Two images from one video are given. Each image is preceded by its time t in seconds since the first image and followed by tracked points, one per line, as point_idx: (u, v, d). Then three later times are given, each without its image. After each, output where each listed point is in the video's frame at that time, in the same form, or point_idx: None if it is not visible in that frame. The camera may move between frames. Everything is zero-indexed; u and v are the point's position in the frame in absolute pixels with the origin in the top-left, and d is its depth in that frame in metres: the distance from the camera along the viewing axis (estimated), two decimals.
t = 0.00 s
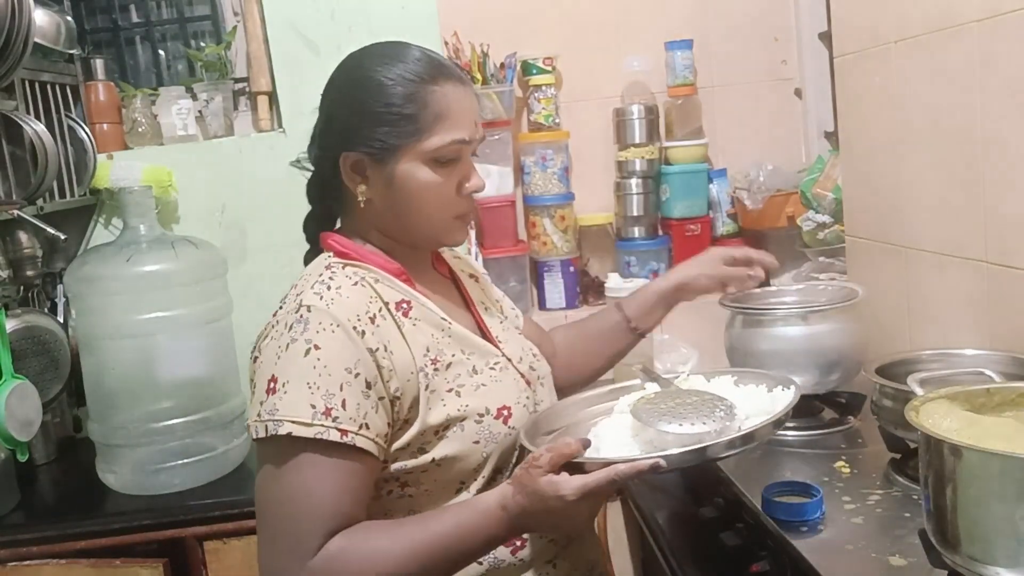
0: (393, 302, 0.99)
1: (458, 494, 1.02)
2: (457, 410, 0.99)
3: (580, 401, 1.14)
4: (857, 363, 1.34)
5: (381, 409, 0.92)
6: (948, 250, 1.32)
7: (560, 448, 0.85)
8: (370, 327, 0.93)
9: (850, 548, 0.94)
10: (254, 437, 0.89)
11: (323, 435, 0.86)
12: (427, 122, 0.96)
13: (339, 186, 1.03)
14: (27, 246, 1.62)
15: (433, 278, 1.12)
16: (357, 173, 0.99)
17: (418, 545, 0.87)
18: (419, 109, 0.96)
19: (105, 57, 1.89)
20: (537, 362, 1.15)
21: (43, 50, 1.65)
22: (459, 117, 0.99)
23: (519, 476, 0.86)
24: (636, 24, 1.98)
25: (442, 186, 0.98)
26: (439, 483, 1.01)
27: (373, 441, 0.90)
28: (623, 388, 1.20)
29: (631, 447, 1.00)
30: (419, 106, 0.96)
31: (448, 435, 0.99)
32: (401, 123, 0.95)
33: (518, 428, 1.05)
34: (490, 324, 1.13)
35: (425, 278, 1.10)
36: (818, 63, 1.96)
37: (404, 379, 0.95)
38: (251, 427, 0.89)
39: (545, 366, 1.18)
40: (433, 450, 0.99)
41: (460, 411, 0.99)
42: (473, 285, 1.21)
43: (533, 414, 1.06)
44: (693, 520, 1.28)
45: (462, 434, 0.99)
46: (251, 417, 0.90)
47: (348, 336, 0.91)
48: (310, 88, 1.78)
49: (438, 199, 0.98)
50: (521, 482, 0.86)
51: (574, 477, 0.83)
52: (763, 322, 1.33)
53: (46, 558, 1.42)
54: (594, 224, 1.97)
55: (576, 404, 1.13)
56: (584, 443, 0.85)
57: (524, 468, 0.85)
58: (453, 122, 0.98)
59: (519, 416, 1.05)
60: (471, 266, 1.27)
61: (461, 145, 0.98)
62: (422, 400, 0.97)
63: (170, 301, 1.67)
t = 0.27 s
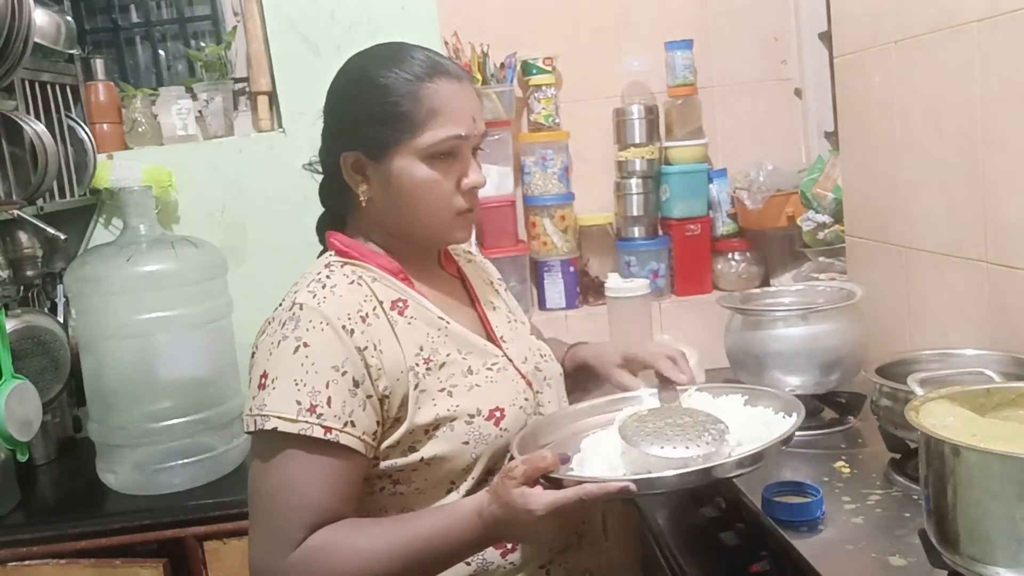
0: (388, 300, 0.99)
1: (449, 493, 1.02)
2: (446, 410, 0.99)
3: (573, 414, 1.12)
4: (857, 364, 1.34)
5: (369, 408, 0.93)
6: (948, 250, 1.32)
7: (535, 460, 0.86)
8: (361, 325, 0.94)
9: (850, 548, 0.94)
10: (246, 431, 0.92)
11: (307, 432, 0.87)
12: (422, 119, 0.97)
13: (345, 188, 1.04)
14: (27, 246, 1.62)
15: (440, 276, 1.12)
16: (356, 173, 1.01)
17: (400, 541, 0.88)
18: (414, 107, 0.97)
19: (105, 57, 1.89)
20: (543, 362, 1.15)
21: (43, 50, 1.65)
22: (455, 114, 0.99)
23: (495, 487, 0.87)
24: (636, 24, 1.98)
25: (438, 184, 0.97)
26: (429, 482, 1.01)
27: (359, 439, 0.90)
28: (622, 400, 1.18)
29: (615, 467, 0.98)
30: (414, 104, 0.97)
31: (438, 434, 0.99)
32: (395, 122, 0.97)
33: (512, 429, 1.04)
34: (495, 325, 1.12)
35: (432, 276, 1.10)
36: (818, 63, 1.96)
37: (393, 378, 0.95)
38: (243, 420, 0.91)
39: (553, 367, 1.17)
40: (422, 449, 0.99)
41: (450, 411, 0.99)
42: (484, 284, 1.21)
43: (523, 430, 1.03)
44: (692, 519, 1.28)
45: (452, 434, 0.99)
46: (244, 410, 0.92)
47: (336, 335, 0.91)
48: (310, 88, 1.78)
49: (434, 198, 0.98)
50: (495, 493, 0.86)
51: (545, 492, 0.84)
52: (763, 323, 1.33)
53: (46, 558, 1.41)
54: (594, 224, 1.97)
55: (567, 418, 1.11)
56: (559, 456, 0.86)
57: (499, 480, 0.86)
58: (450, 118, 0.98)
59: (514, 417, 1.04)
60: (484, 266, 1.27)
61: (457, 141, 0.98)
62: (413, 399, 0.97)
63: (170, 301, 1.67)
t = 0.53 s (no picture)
0: (379, 303, 0.99)
1: (440, 496, 1.01)
2: (435, 412, 0.98)
3: (570, 429, 1.09)
4: (858, 364, 1.34)
5: (356, 411, 0.93)
6: (948, 250, 1.32)
7: (509, 484, 0.84)
8: (348, 328, 0.94)
9: (850, 548, 0.94)
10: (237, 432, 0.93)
11: (291, 435, 0.88)
12: (398, 123, 0.96)
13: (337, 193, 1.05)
14: (27, 246, 1.62)
15: (438, 276, 1.12)
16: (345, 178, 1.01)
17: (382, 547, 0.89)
18: (390, 111, 0.96)
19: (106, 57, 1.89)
20: (544, 361, 1.14)
21: (43, 50, 1.65)
22: (433, 116, 0.97)
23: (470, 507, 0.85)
24: (636, 24, 1.98)
25: (419, 189, 0.97)
26: (421, 483, 1.00)
27: (344, 442, 0.91)
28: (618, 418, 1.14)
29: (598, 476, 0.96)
30: (390, 108, 0.96)
31: (427, 436, 0.99)
32: (373, 127, 0.96)
33: (504, 431, 1.02)
34: (494, 325, 1.12)
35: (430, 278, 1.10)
36: (818, 63, 1.96)
37: (381, 381, 0.95)
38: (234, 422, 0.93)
39: (555, 366, 1.16)
40: (413, 451, 0.99)
41: (439, 413, 0.98)
42: (488, 283, 1.21)
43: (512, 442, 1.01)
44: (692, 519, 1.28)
45: (441, 436, 0.99)
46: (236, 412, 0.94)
47: (322, 338, 0.92)
48: (310, 88, 1.78)
49: (415, 202, 0.97)
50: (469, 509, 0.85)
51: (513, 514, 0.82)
52: (762, 323, 1.33)
53: (46, 558, 1.41)
54: (594, 224, 1.96)
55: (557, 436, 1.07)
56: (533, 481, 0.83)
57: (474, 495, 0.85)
58: (428, 121, 0.97)
59: (507, 417, 1.02)
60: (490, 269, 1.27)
61: (436, 145, 0.97)
62: (402, 401, 0.97)
63: (170, 301, 1.67)
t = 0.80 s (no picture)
0: (377, 304, 0.99)
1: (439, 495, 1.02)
2: (432, 413, 0.98)
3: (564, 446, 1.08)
4: (858, 363, 1.34)
5: (351, 413, 0.94)
6: (948, 250, 1.32)
7: (485, 505, 0.84)
8: (344, 330, 0.95)
9: (850, 548, 0.94)
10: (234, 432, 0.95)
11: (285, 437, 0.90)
12: (396, 124, 0.97)
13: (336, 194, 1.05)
14: (27, 246, 1.62)
15: (438, 276, 1.12)
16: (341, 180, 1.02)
17: (371, 552, 0.90)
18: (387, 112, 0.96)
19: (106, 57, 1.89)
20: (543, 363, 1.14)
21: (43, 50, 1.65)
22: (430, 116, 0.98)
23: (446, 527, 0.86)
24: (636, 24, 1.98)
25: (418, 188, 0.97)
26: (419, 484, 1.01)
27: (338, 445, 0.92)
28: (602, 434, 1.11)
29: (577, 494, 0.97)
30: (387, 109, 0.96)
31: (425, 437, 0.99)
32: (369, 129, 0.97)
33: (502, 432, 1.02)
34: (494, 326, 1.12)
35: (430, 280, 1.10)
36: (818, 63, 1.96)
37: (377, 383, 0.96)
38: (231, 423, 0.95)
39: (554, 368, 1.16)
40: (410, 452, 0.99)
41: (436, 414, 0.98)
42: (488, 284, 1.21)
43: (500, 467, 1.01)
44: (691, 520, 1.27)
45: (438, 437, 0.99)
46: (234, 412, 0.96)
47: (317, 341, 0.93)
48: (310, 88, 1.78)
49: (414, 202, 0.98)
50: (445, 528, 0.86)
51: (486, 536, 0.83)
52: (763, 323, 1.33)
53: (45, 558, 1.41)
54: (594, 224, 1.96)
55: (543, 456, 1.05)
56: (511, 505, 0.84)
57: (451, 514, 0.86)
58: (425, 121, 0.97)
59: (505, 418, 1.02)
60: (489, 270, 1.27)
61: (434, 145, 0.97)
62: (398, 403, 0.97)
63: (170, 301, 1.67)
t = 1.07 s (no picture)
0: (375, 305, 1.01)
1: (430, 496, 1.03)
2: (426, 415, 0.99)
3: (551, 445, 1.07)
4: (857, 363, 1.34)
5: (346, 413, 0.95)
6: (948, 249, 1.32)
7: (469, 510, 0.82)
8: (341, 331, 0.96)
9: (850, 548, 0.94)
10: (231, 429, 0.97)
11: (280, 435, 0.91)
12: (396, 121, 0.98)
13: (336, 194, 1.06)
14: (27, 246, 1.62)
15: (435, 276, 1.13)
16: (344, 181, 1.03)
17: (360, 553, 0.90)
18: (387, 110, 0.98)
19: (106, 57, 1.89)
20: (542, 368, 1.14)
21: (43, 50, 1.65)
22: (429, 112, 0.99)
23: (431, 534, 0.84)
24: (636, 24, 1.98)
25: (420, 183, 0.99)
26: (411, 485, 1.02)
27: (333, 444, 0.93)
28: (581, 434, 1.10)
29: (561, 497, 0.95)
30: (387, 106, 0.98)
31: (419, 439, 1.00)
32: (369, 129, 0.98)
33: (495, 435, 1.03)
34: (492, 329, 1.13)
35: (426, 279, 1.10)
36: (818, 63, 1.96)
37: (372, 384, 0.97)
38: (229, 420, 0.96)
39: (553, 373, 1.16)
40: (403, 453, 1.00)
41: (430, 416, 0.99)
42: (487, 286, 1.21)
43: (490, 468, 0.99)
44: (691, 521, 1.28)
45: (432, 439, 1.00)
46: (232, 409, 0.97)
47: (314, 341, 0.94)
48: (310, 89, 1.78)
49: (416, 198, 0.99)
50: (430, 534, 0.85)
51: (471, 542, 0.82)
52: (762, 323, 1.33)
53: (45, 558, 1.41)
54: (594, 224, 1.97)
55: (524, 457, 1.03)
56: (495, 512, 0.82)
57: (438, 517, 0.84)
58: (424, 117, 0.99)
59: (499, 421, 1.03)
60: (491, 272, 1.27)
61: (434, 140, 0.99)
62: (394, 404, 0.98)
63: (170, 302, 1.67)
